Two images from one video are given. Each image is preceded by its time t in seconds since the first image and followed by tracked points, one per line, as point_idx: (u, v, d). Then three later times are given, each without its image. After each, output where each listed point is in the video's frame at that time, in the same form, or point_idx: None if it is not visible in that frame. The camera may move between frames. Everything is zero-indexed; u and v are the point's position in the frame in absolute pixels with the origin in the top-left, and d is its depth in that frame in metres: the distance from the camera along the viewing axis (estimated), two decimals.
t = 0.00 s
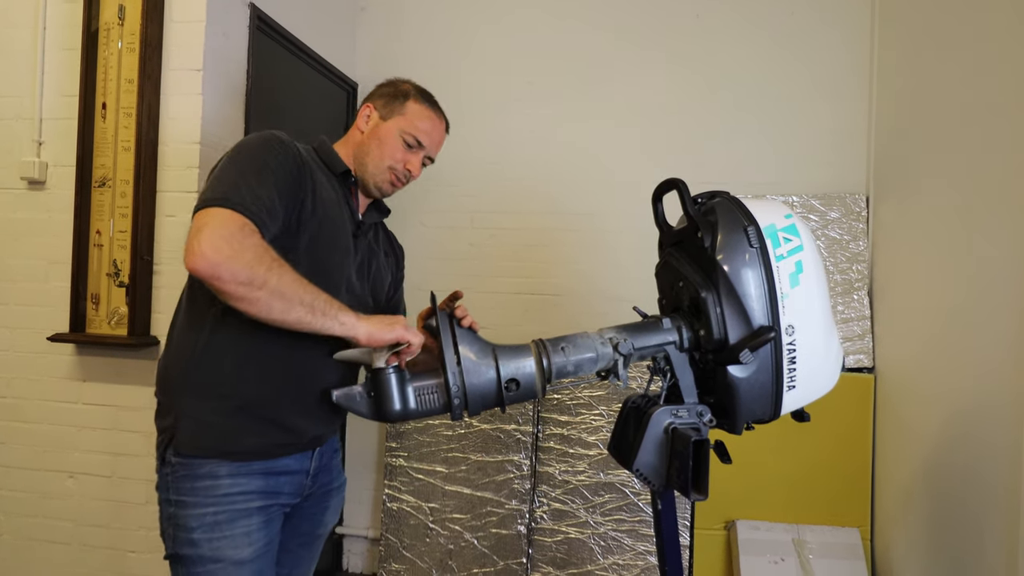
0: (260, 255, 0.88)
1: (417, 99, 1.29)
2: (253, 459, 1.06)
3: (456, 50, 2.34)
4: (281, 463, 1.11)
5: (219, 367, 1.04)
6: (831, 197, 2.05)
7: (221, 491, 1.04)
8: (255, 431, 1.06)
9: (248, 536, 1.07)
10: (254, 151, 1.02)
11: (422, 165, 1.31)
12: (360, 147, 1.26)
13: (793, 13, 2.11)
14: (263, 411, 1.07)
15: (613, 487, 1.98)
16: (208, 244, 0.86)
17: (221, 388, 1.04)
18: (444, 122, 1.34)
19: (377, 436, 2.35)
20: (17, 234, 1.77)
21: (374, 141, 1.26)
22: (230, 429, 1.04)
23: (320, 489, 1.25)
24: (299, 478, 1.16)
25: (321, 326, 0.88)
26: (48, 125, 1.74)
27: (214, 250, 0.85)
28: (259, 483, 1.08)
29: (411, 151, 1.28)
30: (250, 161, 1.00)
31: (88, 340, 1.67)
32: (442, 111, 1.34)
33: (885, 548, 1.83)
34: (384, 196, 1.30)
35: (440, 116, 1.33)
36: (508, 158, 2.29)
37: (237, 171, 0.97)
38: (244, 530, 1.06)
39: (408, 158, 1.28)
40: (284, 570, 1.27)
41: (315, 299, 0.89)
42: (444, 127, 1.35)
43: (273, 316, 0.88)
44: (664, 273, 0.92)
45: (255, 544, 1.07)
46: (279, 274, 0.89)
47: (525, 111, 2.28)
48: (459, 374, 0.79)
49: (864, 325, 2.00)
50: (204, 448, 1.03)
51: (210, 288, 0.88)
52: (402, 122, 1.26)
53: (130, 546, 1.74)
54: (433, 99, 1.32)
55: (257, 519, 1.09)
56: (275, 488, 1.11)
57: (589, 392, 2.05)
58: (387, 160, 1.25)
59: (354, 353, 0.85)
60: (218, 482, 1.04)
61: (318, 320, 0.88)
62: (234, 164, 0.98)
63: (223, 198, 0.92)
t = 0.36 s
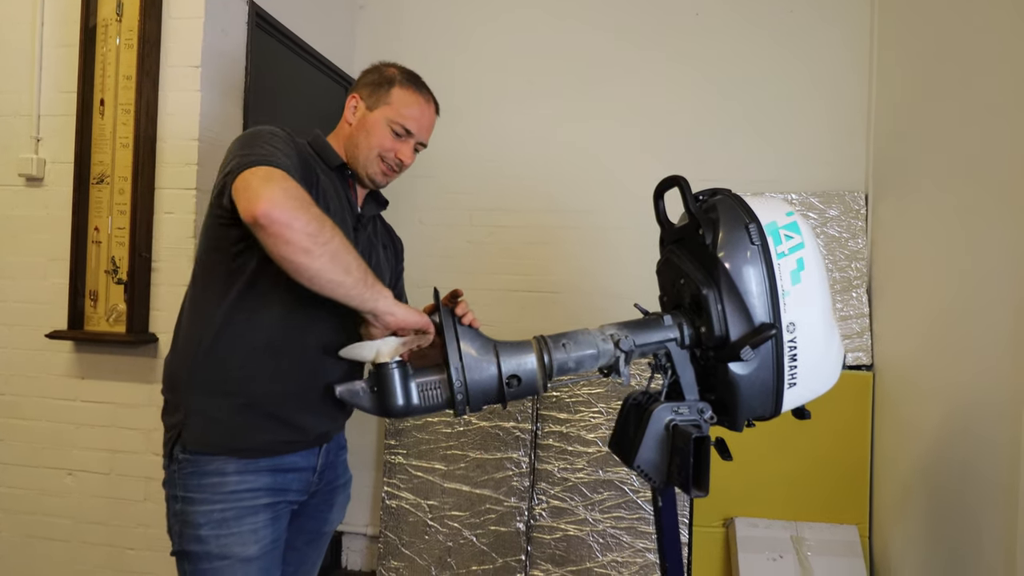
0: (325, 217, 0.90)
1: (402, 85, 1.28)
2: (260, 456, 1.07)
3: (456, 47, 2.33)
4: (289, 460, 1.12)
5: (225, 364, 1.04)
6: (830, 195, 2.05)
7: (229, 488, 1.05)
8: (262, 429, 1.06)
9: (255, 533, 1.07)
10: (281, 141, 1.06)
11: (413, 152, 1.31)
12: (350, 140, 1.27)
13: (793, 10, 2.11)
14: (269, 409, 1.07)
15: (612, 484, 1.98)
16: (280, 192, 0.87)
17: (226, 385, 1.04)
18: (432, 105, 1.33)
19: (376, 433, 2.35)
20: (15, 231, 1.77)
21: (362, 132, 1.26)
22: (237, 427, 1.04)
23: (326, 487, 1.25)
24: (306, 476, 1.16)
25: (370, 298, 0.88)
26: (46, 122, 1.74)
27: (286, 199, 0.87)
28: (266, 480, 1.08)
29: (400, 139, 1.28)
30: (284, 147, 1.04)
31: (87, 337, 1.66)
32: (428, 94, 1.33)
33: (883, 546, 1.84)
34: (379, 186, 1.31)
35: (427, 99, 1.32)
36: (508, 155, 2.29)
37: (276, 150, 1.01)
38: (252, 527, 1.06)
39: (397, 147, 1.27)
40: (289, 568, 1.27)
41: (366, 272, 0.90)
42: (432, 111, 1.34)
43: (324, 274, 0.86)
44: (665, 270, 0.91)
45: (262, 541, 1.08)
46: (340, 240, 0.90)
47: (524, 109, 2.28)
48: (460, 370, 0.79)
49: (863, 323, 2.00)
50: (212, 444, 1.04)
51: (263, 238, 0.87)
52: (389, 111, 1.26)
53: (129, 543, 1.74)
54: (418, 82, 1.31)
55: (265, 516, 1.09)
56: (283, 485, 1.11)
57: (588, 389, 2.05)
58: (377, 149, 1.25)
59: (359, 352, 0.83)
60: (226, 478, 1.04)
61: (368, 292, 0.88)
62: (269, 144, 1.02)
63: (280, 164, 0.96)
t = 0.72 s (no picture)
0: (267, 255, 0.89)
1: (399, 83, 1.28)
2: (255, 454, 1.06)
3: (456, 45, 2.33)
4: (284, 458, 1.11)
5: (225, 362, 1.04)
6: (830, 194, 2.06)
7: (223, 485, 1.04)
8: (257, 427, 1.06)
9: (250, 531, 1.07)
10: (257, 144, 1.03)
11: (410, 150, 1.31)
12: (347, 139, 1.27)
13: (793, 9, 2.11)
14: (266, 407, 1.06)
15: (611, 482, 1.98)
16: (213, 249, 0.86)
17: (224, 383, 1.04)
18: (428, 103, 1.33)
19: (376, 432, 2.35)
20: (14, 229, 1.76)
21: (360, 130, 1.26)
22: (233, 424, 1.04)
23: (322, 485, 1.24)
24: (302, 474, 1.16)
25: (329, 324, 0.90)
26: (45, 120, 1.73)
27: (222, 253, 0.86)
28: (261, 478, 1.08)
29: (398, 137, 1.28)
30: (258, 153, 1.01)
31: (87, 335, 1.66)
32: (425, 92, 1.34)
33: (882, 544, 1.84)
34: (377, 185, 1.31)
35: (424, 97, 1.32)
36: (508, 153, 2.29)
37: (239, 166, 0.97)
38: (246, 524, 1.06)
39: (395, 145, 1.27)
40: (286, 567, 1.27)
41: (321, 299, 0.91)
42: (429, 109, 1.34)
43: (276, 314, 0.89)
44: (669, 269, 0.91)
45: (256, 539, 1.07)
46: (287, 274, 0.90)
47: (524, 107, 2.28)
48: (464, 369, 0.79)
49: (862, 322, 2.00)
50: (206, 442, 1.03)
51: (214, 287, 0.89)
52: (386, 109, 1.26)
53: (129, 542, 1.74)
54: (415, 81, 1.31)
55: (260, 514, 1.08)
56: (278, 482, 1.11)
57: (588, 388, 2.05)
58: (375, 147, 1.25)
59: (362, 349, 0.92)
60: (220, 476, 1.04)
61: (326, 318, 0.90)
62: (233, 160, 0.98)
63: (228, 195, 0.92)
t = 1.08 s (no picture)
0: (214, 317, 0.88)
1: (386, 74, 1.23)
2: (259, 447, 1.06)
3: (455, 45, 2.33)
4: (287, 451, 1.11)
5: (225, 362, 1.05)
6: (830, 194, 2.06)
7: (227, 478, 1.04)
8: (258, 423, 1.06)
9: (257, 522, 1.06)
10: (231, 159, 1.01)
11: (402, 143, 1.26)
12: (335, 135, 1.24)
13: (792, 9, 2.11)
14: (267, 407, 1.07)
15: (611, 482, 1.99)
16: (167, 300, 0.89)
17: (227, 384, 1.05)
18: (419, 93, 1.27)
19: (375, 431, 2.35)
20: (15, 229, 1.77)
21: (348, 126, 1.22)
22: (232, 420, 1.05)
23: (322, 480, 1.24)
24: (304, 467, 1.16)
25: (277, 395, 0.88)
26: (45, 120, 1.74)
27: (176, 309, 0.88)
28: (265, 469, 1.08)
29: (387, 131, 1.23)
30: (227, 175, 0.98)
31: (87, 335, 1.66)
32: (416, 79, 1.27)
33: (882, 544, 1.84)
34: (370, 180, 1.28)
35: (414, 87, 1.26)
36: (507, 153, 2.29)
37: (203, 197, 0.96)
38: (253, 515, 1.06)
39: (385, 140, 1.23)
40: (287, 563, 1.26)
41: (267, 373, 0.87)
42: (421, 98, 1.28)
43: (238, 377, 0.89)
44: (667, 269, 0.92)
45: (264, 529, 1.07)
46: (233, 339, 0.87)
47: (523, 106, 2.28)
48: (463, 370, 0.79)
49: (862, 321, 2.00)
50: (208, 437, 1.04)
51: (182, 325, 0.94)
52: (373, 103, 1.21)
53: (129, 541, 1.74)
54: (404, 69, 1.25)
55: (266, 505, 1.08)
56: (281, 475, 1.11)
57: (587, 387, 2.05)
58: (363, 144, 1.21)
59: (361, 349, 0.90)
60: (224, 469, 1.04)
61: (274, 389, 0.87)
62: (200, 186, 0.97)
63: (186, 238, 0.92)
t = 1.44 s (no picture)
0: (220, 374, 0.92)
1: (378, 74, 1.07)
2: (266, 457, 1.07)
3: (456, 45, 2.33)
4: (292, 459, 1.13)
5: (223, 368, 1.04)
6: (829, 195, 2.06)
7: (238, 490, 1.04)
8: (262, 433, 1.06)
9: (267, 530, 1.09)
10: (230, 207, 0.95)
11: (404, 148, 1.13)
12: (329, 147, 1.12)
13: (791, 10, 2.12)
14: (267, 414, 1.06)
15: (610, 483, 1.99)
16: (178, 361, 0.93)
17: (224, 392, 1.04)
18: (419, 90, 1.11)
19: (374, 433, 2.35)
20: (14, 229, 1.77)
21: (341, 135, 1.10)
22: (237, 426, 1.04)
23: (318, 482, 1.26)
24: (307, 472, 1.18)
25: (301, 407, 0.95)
26: (46, 120, 1.74)
27: (186, 371, 0.94)
28: (272, 479, 1.09)
29: (385, 139, 1.10)
30: (228, 228, 0.94)
31: (86, 336, 1.66)
32: (413, 70, 1.12)
33: (881, 545, 1.85)
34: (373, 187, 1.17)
35: (413, 84, 1.10)
36: (506, 154, 2.29)
37: (204, 253, 0.93)
38: (264, 524, 1.08)
39: (383, 149, 1.10)
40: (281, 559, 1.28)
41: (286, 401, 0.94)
42: (421, 96, 1.12)
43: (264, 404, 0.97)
44: (668, 270, 0.92)
45: (274, 536, 1.10)
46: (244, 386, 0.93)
47: (523, 108, 2.28)
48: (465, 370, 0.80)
49: (861, 322, 2.01)
50: (217, 449, 1.03)
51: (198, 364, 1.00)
52: (366, 109, 1.07)
53: (128, 542, 1.74)
54: (400, 65, 1.09)
55: (274, 512, 1.11)
56: (287, 482, 1.13)
57: (586, 388, 2.05)
58: (360, 154, 1.10)
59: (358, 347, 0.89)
60: (233, 481, 1.04)
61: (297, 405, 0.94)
62: (201, 240, 0.93)
63: (193, 303, 0.92)
